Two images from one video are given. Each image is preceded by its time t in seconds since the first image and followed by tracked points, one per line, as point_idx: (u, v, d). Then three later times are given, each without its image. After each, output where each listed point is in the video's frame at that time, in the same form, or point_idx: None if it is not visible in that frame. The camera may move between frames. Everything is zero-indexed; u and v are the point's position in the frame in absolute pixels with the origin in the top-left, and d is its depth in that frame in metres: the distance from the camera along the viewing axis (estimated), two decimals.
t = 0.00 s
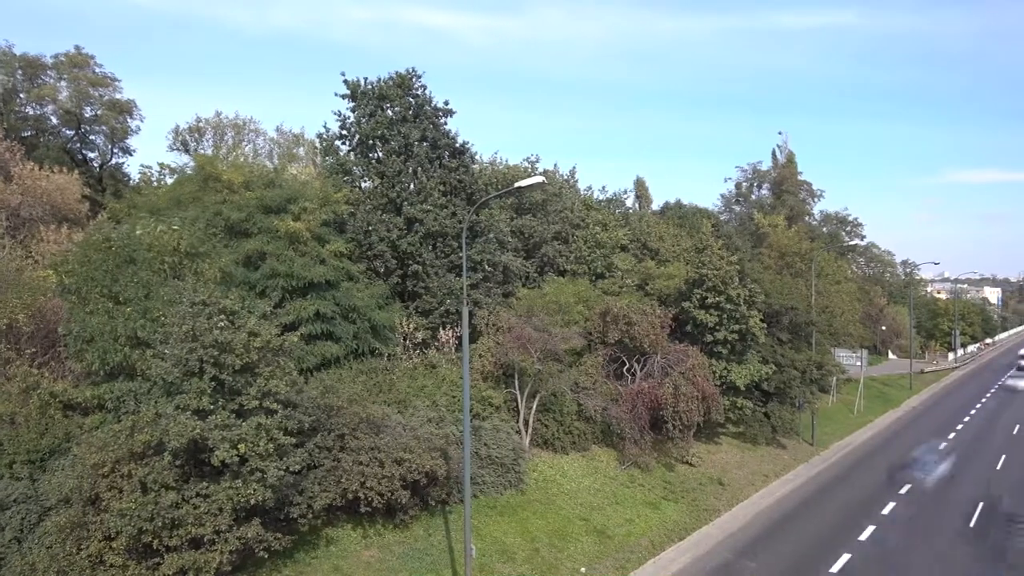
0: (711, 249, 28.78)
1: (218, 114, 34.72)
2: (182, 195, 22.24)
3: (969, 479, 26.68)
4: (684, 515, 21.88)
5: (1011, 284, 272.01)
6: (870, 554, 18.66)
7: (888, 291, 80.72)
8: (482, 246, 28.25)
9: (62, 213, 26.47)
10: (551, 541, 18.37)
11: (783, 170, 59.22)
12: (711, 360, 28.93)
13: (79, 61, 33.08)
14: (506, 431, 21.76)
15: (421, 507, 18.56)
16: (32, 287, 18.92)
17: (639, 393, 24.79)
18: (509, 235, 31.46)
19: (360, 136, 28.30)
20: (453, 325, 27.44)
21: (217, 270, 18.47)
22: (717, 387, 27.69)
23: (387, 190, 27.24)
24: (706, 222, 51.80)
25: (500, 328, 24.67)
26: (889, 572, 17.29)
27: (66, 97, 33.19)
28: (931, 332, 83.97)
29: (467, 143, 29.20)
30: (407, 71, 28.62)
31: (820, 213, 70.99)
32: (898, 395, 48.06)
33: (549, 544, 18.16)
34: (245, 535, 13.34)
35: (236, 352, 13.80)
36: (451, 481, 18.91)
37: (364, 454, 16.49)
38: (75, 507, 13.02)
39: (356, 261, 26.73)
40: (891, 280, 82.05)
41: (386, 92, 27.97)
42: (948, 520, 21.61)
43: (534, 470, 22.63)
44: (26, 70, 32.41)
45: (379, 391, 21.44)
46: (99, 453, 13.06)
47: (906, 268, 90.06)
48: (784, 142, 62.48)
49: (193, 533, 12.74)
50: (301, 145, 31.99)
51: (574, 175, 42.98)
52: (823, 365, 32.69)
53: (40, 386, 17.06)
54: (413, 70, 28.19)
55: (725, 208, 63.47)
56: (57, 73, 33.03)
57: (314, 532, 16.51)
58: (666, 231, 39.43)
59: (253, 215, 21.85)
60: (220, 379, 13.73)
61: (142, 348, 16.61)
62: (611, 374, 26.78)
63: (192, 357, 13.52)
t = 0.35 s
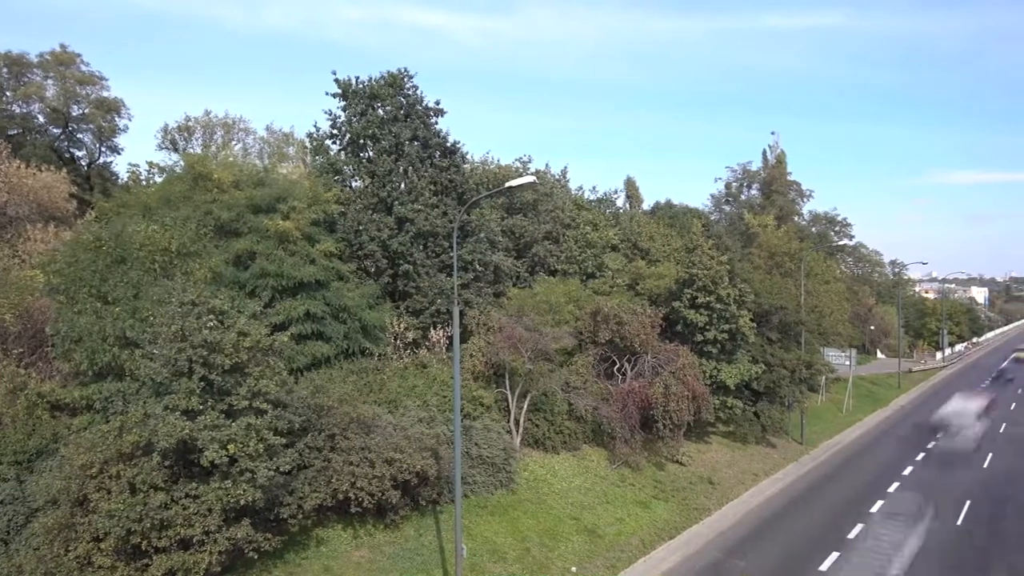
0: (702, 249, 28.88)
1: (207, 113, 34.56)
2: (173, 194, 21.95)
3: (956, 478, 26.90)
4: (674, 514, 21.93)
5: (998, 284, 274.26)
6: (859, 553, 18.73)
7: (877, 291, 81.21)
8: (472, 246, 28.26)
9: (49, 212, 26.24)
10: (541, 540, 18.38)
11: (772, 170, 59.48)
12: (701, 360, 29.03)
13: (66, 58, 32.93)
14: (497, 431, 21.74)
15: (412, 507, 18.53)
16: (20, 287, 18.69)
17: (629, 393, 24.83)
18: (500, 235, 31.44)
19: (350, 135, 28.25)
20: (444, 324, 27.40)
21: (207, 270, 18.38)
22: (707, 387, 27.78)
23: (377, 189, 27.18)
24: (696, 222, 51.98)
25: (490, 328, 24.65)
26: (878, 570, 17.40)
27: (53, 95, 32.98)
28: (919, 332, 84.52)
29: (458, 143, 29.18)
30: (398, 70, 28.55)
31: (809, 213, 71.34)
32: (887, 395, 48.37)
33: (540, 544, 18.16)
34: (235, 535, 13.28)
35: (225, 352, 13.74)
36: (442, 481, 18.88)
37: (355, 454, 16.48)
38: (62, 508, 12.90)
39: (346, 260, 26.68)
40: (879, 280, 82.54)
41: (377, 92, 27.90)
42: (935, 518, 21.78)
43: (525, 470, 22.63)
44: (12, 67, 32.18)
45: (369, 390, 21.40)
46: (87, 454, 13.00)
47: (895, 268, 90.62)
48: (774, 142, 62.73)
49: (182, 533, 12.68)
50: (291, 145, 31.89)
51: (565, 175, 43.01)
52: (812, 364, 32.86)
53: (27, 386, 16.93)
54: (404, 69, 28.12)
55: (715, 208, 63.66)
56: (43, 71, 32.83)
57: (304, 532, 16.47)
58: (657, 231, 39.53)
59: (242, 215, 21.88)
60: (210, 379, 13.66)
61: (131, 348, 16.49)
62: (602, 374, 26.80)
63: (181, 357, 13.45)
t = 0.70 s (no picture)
0: (692, 249, 28.98)
1: (197, 112, 34.37)
2: (162, 193, 21.60)
3: (944, 476, 27.10)
4: (664, 513, 21.99)
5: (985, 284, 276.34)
6: (847, 551, 18.85)
7: (866, 290, 81.64)
8: (463, 246, 28.32)
9: (36, 211, 26.02)
10: (532, 540, 18.38)
11: (762, 171, 59.73)
12: (691, 360, 29.14)
13: (56, 56, 32.62)
14: (488, 431, 21.73)
15: (403, 507, 18.49)
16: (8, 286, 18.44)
17: (619, 393, 24.83)
18: (491, 234, 31.42)
19: (341, 134, 28.19)
20: (434, 324, 27.31)
21: (196, 270, 18.30)
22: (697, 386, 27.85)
23: (367, 189, 27.15)
24: (686, 222, 52.15)
25: (481, 328, 24.64)
26: (867, 568, 17.52)
27: (42, 93, 32.71)
28: (908, 331, 85.05)
29: (449, 142, 29.17)
30: (388, 69, 28.52)
31: (799, 213, 71.68)
32: (875, 394, 48.67)
33: (530, 544, 18.16)
34: (225, 536, 13.22)
35: (215, 352, 13.70)
36: (432, 481, 18.85)
37: (345, 454, 16.47)
38: (49, 510, 12.81)
39: (336, 261, 26.63)
40: (868, 279, 83.00)
41: (368, 91, 27.84)
42: (923, 516, 21.94)
43: (516, 470, 22.62)
44: None
45: (360, 390, 21.37)
46: (75, 455, 12.93)
47: (883, 268, 91.13)
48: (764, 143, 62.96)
49: (171, 535, 12.60)
50: (281, 144, 31.77)
51: (556, 175, 43.05)
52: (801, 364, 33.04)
53: (14, 387, 16.81)
54: (394, 68, 28.10)
55: (705, 207, 63.84)
56: (32, 69, 32.55)
57: (294, 533, 16.41)
58: (647, 231, 39.61)
59: (232, 214, 21.76)
60: (199, 379, 13.61)
61: (120, 349, 16.41)
62: (593, 374, 26.81)
63: (169, 357, 13.39)
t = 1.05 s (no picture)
0: (682, 248, 29.08)
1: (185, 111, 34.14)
2: (150, 193, 21.54)
3: (932, 475, 27.26)
4: (655, 513, 22.05)
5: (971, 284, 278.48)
6: (836, 549, 18.97)
7: (854, 290, 82.14)
8: (454, 246, 28.32)
9: (23, 211, 25.78)
10: (523, 540, 18.38)
11: (750, 171, 60.00)
12: (681, 359, 29.23)
13: (42, 55, 32.23)
14: (478, 431, 21.72)
15: (393, 507, 18.45)
16: None
17: (610, 393, 24.95)
18: (481, 235, 31.41)
19: (331, 134, 28.13)
20: (425, 324, 27.23)
21: (186, 270, 18.22)
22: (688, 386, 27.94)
23: (357, 189, 27.13)
24: (676, 222, 52.30)
25: (472, 328, 24.63)
26: (854, 566, 17.64)
27: (28, 92, 32.39)
28: (896, 331, 85.63)
29: (439, 142, 29.14)
30: (379, 69, 28.47)
31: (787, 213, 72.02)
32: (863, 393, 48.99)
33: (521, 544, 18.17)
34: (214, 538, 13.15)
35: (204, 352, 13.64)
36: (423, 482, 18.82)
37: (336, 455, 16.41)
38: (36, 511, 12.71)
39: (326, 260, 26.55)
40: (857, 279, 83.47)
41: (357, 91, 27.79)
42: (911, 515, 22.08)
43: (506, 470, 22.61)
44: None
45: (350, 391, 21.32)
46: (63, 456, 12.85)
47: (872, 268, 91.69)
48: (752, 143, 63.24)
49: (160, 536, 12.51)
50: (271, 143, 31.63)
51: (545, 175, 43.09)
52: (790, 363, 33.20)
53: None
54: (385, 68, 28.05)
55: (694, 208, 64.05)
56: (18, 68, 32.20)
57: (284, 534, 16.34)
58: (637, 231, 39.70)
59: (222, 214, 21.62)
60: (188, 379, 13.54)
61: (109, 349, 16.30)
62: (583, 374, 26.81)
63: (158, 358, 13.32)
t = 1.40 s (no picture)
0: (672, 248, 29.17)
1: (174, 110, 33.89)
2: (139, 192, 21.39)
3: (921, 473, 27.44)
4: (645, 512, 22.09)
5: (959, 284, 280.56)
6: (825, 547, 19.09)
7: (843, 290, 82.57)
8: (445, 246, 28.29)
9: (9, 210, 25.54)
10: (514, 540, 18.38)
11: (740, 171, 60.22)
12: (671, 359, 29.30)
13: (29, 53, 31.65)
14: (469, 431, 21.68)
15: (384, 508, 18.42)
16: None
17: (601, 392, 24.97)
18: (472, 234, 31.38)
19: (321, 133, 28.03)
20: (415, 324, 27.16)
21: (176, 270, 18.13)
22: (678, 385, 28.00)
23: (349, 188, 27.11)
24: (666, 222, 52.44)
25: (462, 327, 24.60)
26: (842, 565, 17.73)
27: (14, 89, 32.03)
28: (884, 330, 86.15)
29: (430, 142, 29.09)
30: (370, 68, 28.40)
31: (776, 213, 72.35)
32: (852, 392, 49.28)
33: (512, 544, 18.17)
34: (203, 539, 13.09)
35: (193, 353, 13.54)
36: (414, 482, 18.79)
37: (326, 455, 16.34)
38: (23, 513, 12.61)
39: (317, 260, 26.48)
40: (845, 279, 83.95)
41: (348, 90, 27.72)
42: (899, 513, 22.22)
43: (497, 470, 22.59)
44: None
45: (341, 391, 21.26)
46: (50, 457, 12.76)
47: (860, 268, 92.20)
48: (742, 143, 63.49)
49: (148, 538, 12.44)
50: (260, 142, 31.48)
51: (536, 175, 43.10)
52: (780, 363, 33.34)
53: None
54: (375, 67, 27.98)
55: (684, 208, 64.23)
56: (4, 65, 31.76)
57: (274, 535, 16.28)
58: (628, 231, 39.77)
59: (212, 213, 21.46)
60: (177, 380, 13.44)
61: (98, 349, 16.19)
62: (574, 373, 26.82)
63: (147, 358, 13.23)
